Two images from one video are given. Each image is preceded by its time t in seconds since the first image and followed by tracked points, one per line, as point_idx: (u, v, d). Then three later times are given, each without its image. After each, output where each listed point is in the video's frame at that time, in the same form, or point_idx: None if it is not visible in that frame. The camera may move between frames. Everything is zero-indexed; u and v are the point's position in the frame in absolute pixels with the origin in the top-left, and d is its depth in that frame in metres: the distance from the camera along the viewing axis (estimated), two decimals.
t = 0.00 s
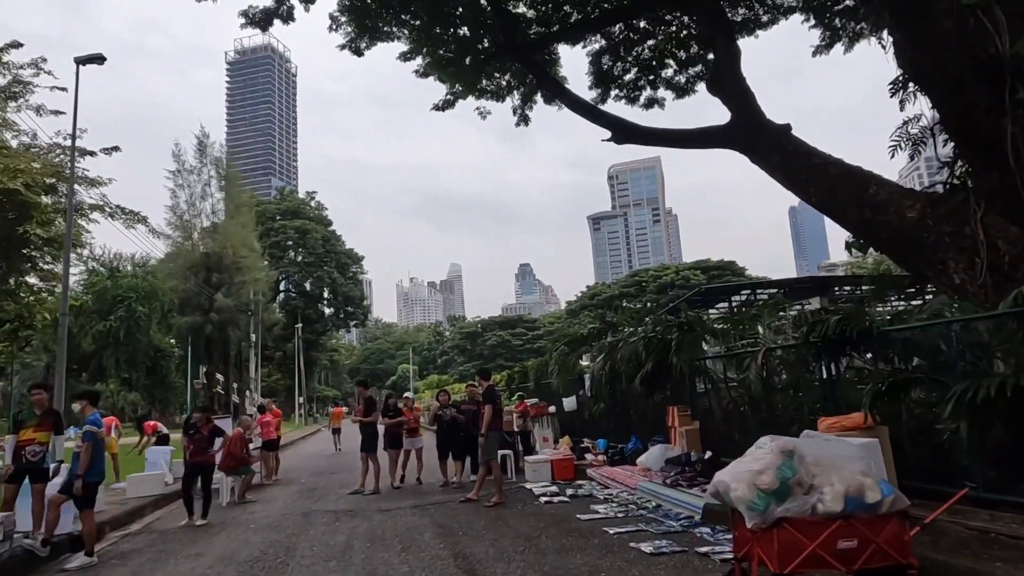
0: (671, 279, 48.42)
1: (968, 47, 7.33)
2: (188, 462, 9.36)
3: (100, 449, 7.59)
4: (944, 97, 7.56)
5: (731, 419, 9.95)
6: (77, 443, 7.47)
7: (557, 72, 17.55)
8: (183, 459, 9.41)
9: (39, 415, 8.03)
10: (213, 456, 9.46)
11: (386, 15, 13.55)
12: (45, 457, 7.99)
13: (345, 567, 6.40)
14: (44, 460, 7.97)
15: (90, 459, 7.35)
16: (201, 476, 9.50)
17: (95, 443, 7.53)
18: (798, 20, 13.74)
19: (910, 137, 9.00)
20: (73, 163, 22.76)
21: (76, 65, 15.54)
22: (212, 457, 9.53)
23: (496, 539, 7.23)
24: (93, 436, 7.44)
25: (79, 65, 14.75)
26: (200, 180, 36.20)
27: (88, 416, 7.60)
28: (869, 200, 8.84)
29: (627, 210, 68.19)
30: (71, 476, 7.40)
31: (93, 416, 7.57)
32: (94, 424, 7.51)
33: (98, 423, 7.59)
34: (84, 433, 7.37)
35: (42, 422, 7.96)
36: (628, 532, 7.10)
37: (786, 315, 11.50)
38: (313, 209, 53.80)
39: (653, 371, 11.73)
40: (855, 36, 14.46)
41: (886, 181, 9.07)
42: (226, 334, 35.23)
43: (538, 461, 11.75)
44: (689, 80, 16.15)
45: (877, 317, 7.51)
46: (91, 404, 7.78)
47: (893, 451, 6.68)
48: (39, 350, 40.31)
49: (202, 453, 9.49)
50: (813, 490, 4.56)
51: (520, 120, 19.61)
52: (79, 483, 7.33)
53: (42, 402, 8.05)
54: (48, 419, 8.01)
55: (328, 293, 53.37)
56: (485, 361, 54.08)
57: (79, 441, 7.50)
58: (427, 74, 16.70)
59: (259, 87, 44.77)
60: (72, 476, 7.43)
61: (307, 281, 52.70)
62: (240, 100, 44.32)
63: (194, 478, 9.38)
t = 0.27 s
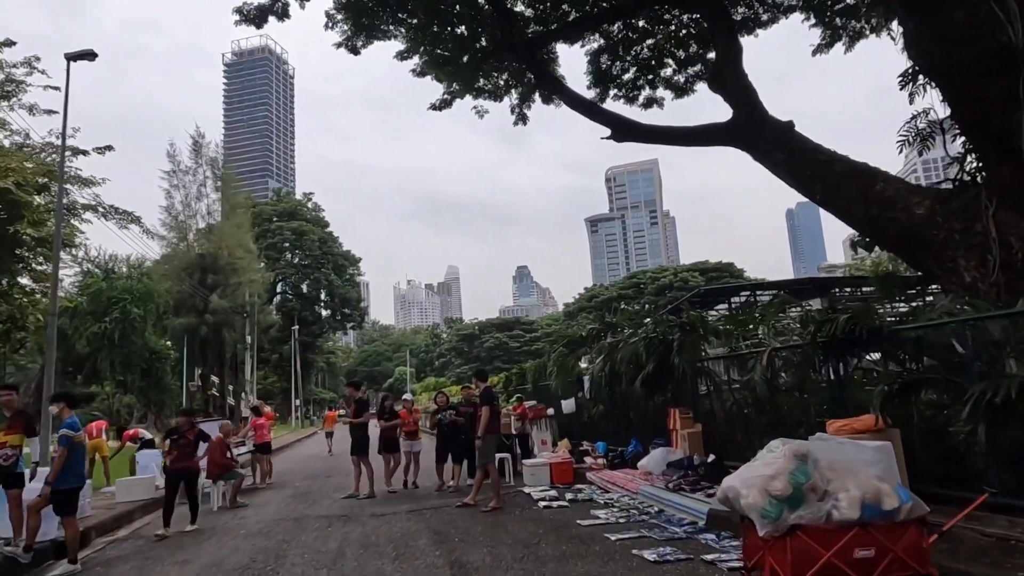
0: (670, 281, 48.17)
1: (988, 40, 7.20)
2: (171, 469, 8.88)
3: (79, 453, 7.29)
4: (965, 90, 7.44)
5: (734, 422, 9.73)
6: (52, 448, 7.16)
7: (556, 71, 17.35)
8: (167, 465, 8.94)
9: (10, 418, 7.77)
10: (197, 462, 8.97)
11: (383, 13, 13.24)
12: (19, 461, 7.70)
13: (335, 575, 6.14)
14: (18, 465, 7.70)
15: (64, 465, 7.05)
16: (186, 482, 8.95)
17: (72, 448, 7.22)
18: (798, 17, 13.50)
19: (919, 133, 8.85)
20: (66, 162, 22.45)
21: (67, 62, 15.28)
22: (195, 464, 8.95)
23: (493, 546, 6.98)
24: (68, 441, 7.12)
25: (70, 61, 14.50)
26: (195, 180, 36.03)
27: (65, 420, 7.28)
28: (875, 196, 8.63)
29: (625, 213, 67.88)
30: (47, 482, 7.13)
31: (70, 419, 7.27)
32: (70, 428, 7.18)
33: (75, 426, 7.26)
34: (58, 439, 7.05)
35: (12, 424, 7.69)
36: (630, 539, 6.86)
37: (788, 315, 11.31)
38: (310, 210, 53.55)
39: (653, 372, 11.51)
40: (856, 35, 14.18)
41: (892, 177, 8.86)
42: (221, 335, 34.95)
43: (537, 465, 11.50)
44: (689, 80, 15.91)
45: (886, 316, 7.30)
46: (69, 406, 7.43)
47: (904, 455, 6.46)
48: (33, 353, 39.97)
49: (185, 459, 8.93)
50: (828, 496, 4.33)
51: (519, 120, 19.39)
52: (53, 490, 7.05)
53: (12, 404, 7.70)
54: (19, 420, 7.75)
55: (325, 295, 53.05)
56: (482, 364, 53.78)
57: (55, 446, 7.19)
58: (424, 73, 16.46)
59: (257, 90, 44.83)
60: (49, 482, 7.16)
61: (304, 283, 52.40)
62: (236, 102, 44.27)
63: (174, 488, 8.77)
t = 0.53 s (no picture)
0: (669, 282, 47.98)
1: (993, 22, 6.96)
2: (150, 474, 8.53)
3: (62, 458, 7.06)
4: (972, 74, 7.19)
5: (737, 424, 9.53)
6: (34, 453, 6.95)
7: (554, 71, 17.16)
8: (145, 470, 8.59)
9: None
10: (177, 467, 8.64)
11: (379, 11, 12.99)
12: None
13: None
14: None
15: (46, 471, 6.85)
16: (166, 487, 8.63)
17: (54, 453, 6.98)
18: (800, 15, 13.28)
19: (926, 129, 8.85)
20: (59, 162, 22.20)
21: (58, 59, 15.02)
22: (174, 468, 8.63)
23: (491, 554, 6.75)
24: (50, 447, 6.87)
25: (61, 58, 14.27)
26: (191, 181, 35.95)
27: (48, 423, 7.05)
28: (881, 194, 8.45)
29: (623, 215, 67.28)
30: (31, 488, 6.93)
31: (51, 423, 7.03)
32: (51, 433, 6.94)
33: (58, 430, 7.02)
34: (39, 445, 6.82)
35: None
36: (632, 546, 6.65)
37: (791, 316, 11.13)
38: (307, 211, 53.33)
39: (654, 374, 11.32)
40: (856, 35, 13.98)
41: (898, 175, 8.67)
42: (217, 337, 34.71)
43: (535, 468, 11.29)
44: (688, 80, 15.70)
45: (893, 317, 7.12)
46: (51, 409, 7.21)
47: (914, 459, 6.27)
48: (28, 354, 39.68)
49: (164, 462, 8.59)
50: (841, 504, 4.13)
51: (517, 120, 19.19)
52: (37, 495, 6.86)
53: None
54: None
55: (323, 296, 52.76)
56: (480, 365, 53.56)
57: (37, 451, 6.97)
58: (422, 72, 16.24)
59: (256, 91, 44.68)
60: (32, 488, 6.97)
61: (301, 284, 52.12)
62: (234, 104, 44.16)
63: (155, 493, 8.51)
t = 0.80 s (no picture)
0: (665, 283, 47.89)
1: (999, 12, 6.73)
2: (126, 475, 8.30)
3: (36, 459, 6.82)
4: (978, 67, 6.98)
5: (733, 426, 9.35)
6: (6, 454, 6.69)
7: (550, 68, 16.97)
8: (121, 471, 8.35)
9: None
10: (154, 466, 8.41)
11: (373, 7, 12.73)
12: None
13: None
14: None
15: (20, 473, 6.61)
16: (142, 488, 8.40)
17: (28, 454, 6.73)
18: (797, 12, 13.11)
19: (927, 124, 8.69)
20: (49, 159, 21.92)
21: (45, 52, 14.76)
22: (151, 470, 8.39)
23: (481, 558, 6.54)
24: (23, 448, 6.62)
25: (48, 52, 14.03)
26: (184, 179, 35.98)
27: (21, 423, 6.81)
28: (882, 191, 8.28)
29: (620, 215, 67.33)
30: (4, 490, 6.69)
31: (24, 422, 6.80)
32: (24, 433, 6.69)
33: (31, 430, 6.78)
34: (12, 446, 6.56)
35: None
36: (626, 551, 6.45)
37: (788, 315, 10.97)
38: (302, 211, 53.09)
39: (649, 375, 11.14)
40: (854, 34, 13.80)
41: (899, 172, 8.50)
42: (210, 337, 34.43)
43: (528, 470, 11.09)
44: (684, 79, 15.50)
45: (895, 315, 6.94)
46: (25, 408, 6.98)
47: (917, 462, 6.08)
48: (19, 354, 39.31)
49: (140, 464, 8.35)
50: (844, 509, 3.94)
51: (512, 118, 19.00)
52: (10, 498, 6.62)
53: None
54: None
55: (318, 296, 52.44)
56: (476, 366, 53.38)
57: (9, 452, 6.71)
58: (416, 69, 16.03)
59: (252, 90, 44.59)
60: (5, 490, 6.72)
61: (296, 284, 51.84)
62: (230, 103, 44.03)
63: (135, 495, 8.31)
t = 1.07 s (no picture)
0: (661, 285, 47.77)
1: (1003, 4, 6.47)
2: (102, 480, 8.11)
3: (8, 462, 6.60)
4: (981, 62, 6.78)
5: (729, 429, 9.16)
6: None
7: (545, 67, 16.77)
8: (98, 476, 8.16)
9: None
10: (132, 470, 8.19)
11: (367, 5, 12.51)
12: None
13: None
14: None
15: None
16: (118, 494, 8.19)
17: None
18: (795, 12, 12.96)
19: (928, 123, 8.53)
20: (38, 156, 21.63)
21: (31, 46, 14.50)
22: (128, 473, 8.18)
23: (468, 567, 6.33)
24: None
25: (33, 45, 13.77)
26: (175, 177, 35.71)
27: None
28: (882, 191, 8.11)
29: (616, 217, 67.24)
30: None
31: None
32: None
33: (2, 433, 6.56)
34: None
35: None
36: (618, 559, 6.25)
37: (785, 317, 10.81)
38: (297, 211, 52.82)
39: (643, 377, 10.95)
40: (851, 35, 13.64)
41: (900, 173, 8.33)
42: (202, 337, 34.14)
43: (520, 474, 10.89)
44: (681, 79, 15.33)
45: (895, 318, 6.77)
46: None
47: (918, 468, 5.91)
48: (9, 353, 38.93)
49: (116, 468, 8.13)
50: (847, 522, 3.74)
51: (507, 118, 18.82)
52: None
53: None
54: None
55: (312, 296, 52.10)
56: (470, 367, 53.16)
57: None
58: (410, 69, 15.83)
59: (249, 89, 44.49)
60: None
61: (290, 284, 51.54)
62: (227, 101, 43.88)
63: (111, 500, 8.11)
